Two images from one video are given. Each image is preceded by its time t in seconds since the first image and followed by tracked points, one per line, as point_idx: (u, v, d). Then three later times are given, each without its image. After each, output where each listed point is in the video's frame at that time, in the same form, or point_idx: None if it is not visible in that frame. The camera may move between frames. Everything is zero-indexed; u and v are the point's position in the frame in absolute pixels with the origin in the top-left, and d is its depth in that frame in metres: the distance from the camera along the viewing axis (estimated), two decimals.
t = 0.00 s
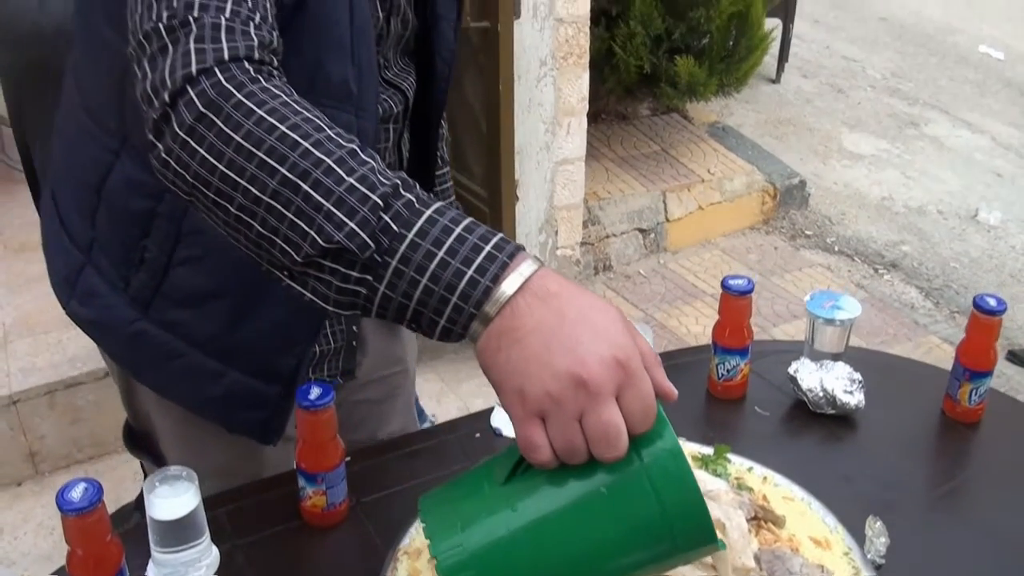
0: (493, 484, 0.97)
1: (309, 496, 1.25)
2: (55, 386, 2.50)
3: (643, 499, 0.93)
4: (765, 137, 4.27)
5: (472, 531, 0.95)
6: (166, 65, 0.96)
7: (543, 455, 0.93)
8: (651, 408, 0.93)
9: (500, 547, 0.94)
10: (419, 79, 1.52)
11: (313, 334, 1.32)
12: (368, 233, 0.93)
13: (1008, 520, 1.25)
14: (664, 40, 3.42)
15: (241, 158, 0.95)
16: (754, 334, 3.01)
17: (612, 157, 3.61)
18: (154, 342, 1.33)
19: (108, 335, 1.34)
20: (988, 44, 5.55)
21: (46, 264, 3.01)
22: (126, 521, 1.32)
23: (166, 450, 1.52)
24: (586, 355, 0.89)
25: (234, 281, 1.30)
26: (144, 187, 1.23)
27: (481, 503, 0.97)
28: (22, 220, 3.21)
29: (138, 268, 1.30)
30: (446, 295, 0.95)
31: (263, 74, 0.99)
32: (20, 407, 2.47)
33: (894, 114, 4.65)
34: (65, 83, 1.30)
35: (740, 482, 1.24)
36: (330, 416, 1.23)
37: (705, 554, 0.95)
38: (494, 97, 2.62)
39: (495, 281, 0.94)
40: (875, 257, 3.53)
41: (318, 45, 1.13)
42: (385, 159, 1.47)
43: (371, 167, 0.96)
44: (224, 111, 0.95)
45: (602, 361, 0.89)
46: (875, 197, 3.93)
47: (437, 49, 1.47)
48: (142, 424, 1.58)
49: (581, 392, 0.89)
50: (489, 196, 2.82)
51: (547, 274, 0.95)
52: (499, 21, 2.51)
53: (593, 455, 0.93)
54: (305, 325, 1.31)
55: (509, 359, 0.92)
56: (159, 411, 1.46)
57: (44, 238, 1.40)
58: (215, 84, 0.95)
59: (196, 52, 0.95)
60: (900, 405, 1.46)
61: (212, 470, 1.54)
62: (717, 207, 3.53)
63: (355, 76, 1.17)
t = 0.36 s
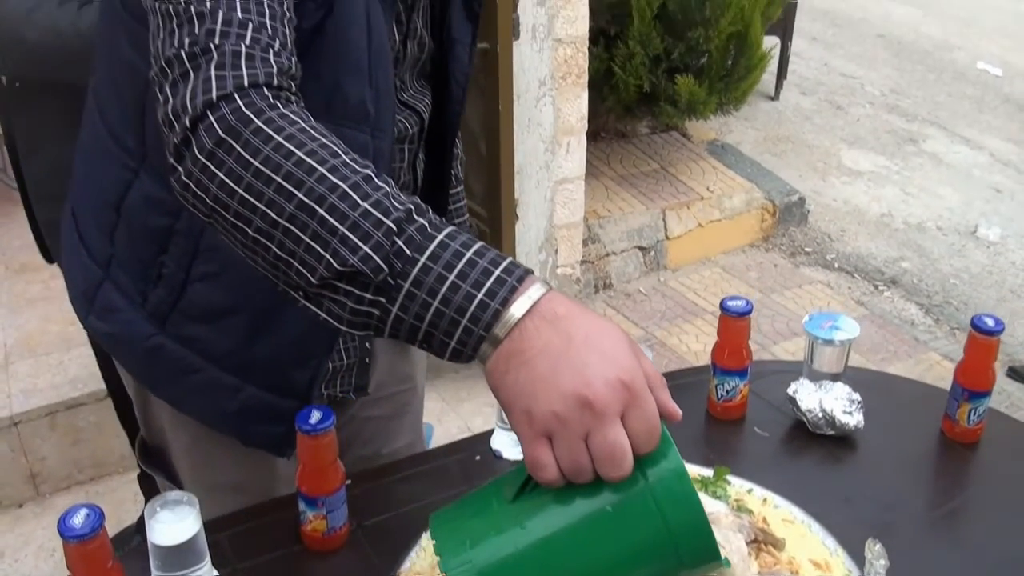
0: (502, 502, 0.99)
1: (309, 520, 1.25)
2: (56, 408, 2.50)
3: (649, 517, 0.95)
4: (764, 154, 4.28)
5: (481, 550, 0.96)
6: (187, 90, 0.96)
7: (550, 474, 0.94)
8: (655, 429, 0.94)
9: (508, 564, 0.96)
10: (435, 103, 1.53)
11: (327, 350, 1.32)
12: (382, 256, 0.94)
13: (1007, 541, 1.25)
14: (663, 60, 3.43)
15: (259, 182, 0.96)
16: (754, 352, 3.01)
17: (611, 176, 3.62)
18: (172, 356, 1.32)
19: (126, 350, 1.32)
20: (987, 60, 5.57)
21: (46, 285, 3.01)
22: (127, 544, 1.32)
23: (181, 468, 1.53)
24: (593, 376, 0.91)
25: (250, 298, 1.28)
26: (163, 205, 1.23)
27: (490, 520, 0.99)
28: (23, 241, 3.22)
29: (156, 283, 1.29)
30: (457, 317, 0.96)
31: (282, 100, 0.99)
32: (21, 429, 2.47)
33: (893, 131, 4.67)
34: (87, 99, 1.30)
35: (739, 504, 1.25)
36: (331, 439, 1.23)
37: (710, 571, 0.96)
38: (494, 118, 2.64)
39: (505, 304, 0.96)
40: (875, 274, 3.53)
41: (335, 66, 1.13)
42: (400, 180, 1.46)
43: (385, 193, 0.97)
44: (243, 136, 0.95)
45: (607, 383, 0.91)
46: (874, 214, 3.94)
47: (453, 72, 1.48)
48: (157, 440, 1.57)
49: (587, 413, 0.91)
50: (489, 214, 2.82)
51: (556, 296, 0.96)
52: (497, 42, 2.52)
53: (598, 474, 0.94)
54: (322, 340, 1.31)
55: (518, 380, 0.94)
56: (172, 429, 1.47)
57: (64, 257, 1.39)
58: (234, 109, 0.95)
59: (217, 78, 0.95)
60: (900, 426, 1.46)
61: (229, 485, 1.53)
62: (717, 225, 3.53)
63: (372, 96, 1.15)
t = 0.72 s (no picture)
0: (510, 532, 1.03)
1: (309, 559, 1.25)
2: (57, 443, 2.51)
3: (651, 546, 1.00)
4: (762, 182, 4.30)
5: None
6: (212, 131, 1.03)
7: (555, 504, 0.99)
8: (656, 462, 0.99)
9: None
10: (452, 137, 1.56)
11: (344, 376, 1.37)
12: (396, 294, 1.00)
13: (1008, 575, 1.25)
14: (659, 92, 3.46)
15: (280, 222, 1.02)
16: (754, 381, 3.01)
17: (609, 205, 3.64)
18: (193, 384, 1.36)
19: (147, 375, 1.37)
20: (983, 87, 5.61)
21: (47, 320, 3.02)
22: None
23: (196, 494, 1.56)
24: (597, 412, 0.95)
25: (270, 326, 1.33)
26: (186, 235, 1.29)
27: (498, 549, 1.03)
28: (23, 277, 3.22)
29: (178, 311, 1.34)
30: (467, 353, 1.00)
31: (302, 140, 1.06)
32: (21, 464, 2.47)
33: (890, 158, 4.69)
34: (115, 138, 1.37)
35: (739, 541, 1.25)
36: (330, 479, 1.23)
37: None
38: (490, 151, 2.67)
39: (513, 341, 1.00)
40: (874, 301, 3.54)
41: (354, 106, 1.22)
42: (418, 211, 1.51)
43: (399, 233, 1.02)
44: (265, 176, 1.02)
45: (611, 419, 0.95)
46: (872, 241, 3.95)
47: (470, 108, 1.50)
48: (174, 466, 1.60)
49: (590, 447, 0.95)
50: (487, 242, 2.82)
51: (563, 333, 1.01)
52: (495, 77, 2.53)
53: (602, 506, 0.99)
54: (340, 366, 1.36)
55: (525, 414, 0.98)
56: (188, 457, 1.50)
57: (90, 285, 1.45)
58: (257, 151, 1.02)
59: (240, 120, 1.02)
60: (899, 459, 1.46)
61: (244, 513, 1.54)
62: (717, 253, 3.54)
63: (391, 132, 1.24)
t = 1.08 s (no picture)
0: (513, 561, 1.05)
1: None
2: (55, 479, 2.51)
3: None
4: (759, 210, 4.32)
5: None
6: (227, 173, 1.07)
7: (555, 538, 1.01)
8: (654, 496, 1.01)
9: None
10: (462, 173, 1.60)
11: (353, 408, 1.38)
12: (402, 332, 1.03)
13: None
14: (653, 123, 3.48)
15: (291, 261, 1.06)
16: (753, 410, 3.01)
17: (606, 235, 3.65)
18: (206, 414, 1.39)
19: (163, 405, 1.40)
20: (978, 113, 5.64)
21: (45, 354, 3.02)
22: None
23: (206, 523, 1.57)
24: (595, 447, 0.98)
25: (283, 357, 1.35)
26: (201, 267, 1.32)
27: None
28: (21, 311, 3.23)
29: (192, 342, 1.37)
30: (470, 389, 1.03)
31: (313, 182, 1.10)
32: (20, 500, 2.47)
33: (886, 185, 4.70)
34: (133, 174, 1.41)
35: None
36: (329, 518, 1.23)
37: None
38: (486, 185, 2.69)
39: (516, 377, 1.03)
40: (872, 328, 3.55)
41: (366, 141, 1.25)
42: (429, 245, 1.54)
43: (406, 272, 1.06)
44: (277, 217, 1.06)
45: (609, 454, 0.98)
46: (870, 268, 3.96)
47: (481, 144, 1.55)
48: (186, 496, 1.62)
49: (589, 482, 0.98)
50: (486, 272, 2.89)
51: (563, 371, 1.04)
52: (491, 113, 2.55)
53: (601, 539, 1.01)
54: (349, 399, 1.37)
55: (526, 450, 1.01)
56: (200, 487, 1.52)
57: (109, 315, 1.49)
58: (269, 192, 1.06)
59: (253, 162, 1.06)
60: (896, 491, 1.47)
61: (253, 545, 1.56)
62: (713, 281, 3.55)
63: (403, 168, 1.27)
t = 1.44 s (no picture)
0: None
1: None
2: (53, 499, 2.50)
3: None
4: (756, 226, 4.32)
5: None
6: (231, 199, 1.09)
7: (553, 559, 1.01)
8: (649, 515, 1.01)
9: None
10: (467, 195, 1.66)
11: (357, 426, 1.41)
12: (402, 355, 1.04)
13: None
14: (648, 140, 3.50)
15: (293, 286, 1.07)
16: (751, 427, 3.01)
17: (604, 252, 3.65)
18: (210, 430, 1.41)
19: (168, 423, 1.42)
20: (974, 127, 5.66)
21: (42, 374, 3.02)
22: None
23: (211, 541, 1.58)
24: (591, 468, 0.98)
25: (289, 374, 1.37)
26: (207, 286, 1.34)
27: None
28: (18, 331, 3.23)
29: (197, 360, 1.38)
30: (469, 411, 1.04)
31: (314, 208, 1.10)
32: (18, 521, 2.46)
33: (883, 200, 4.71)
34: (142, 195, 1.44)
35: None
36: (326, 541, 1.23)
37: None
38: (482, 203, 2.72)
39: (513, 400, 1.04)
40: (870, 343, 3.55)
41: (370, 166, 1.29)
42: (434, 264, 1.59)
43: (406, 296, 1.07)
44: (279, 243, 1.07)
45: (605, 474, 0.98)
46: (867, 283, 3.97)
47: (485, 164, 1.62)
48: (190, 515, 1.63)
49: (586, 502, 0.98)
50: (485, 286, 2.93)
51: (560, 392, 1.04)
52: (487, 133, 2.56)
53: (598, 560, 1.01)
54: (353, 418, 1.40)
55: (523, 471, 1.01)
56: (207, 505, 1.53)
57: (116, 334, 1.51)
58: (272, 219, 1.07)
59: (257, 189, 1.07)
60: (895, 510, 1.47)
61: (257, 563, 1.56)
62: (711, 297, 3.55)
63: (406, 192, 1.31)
